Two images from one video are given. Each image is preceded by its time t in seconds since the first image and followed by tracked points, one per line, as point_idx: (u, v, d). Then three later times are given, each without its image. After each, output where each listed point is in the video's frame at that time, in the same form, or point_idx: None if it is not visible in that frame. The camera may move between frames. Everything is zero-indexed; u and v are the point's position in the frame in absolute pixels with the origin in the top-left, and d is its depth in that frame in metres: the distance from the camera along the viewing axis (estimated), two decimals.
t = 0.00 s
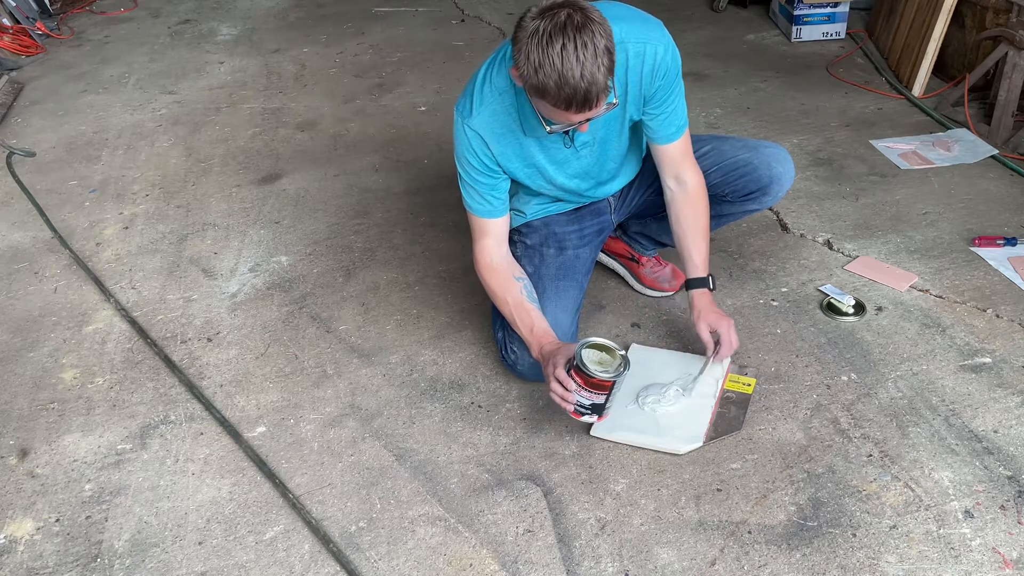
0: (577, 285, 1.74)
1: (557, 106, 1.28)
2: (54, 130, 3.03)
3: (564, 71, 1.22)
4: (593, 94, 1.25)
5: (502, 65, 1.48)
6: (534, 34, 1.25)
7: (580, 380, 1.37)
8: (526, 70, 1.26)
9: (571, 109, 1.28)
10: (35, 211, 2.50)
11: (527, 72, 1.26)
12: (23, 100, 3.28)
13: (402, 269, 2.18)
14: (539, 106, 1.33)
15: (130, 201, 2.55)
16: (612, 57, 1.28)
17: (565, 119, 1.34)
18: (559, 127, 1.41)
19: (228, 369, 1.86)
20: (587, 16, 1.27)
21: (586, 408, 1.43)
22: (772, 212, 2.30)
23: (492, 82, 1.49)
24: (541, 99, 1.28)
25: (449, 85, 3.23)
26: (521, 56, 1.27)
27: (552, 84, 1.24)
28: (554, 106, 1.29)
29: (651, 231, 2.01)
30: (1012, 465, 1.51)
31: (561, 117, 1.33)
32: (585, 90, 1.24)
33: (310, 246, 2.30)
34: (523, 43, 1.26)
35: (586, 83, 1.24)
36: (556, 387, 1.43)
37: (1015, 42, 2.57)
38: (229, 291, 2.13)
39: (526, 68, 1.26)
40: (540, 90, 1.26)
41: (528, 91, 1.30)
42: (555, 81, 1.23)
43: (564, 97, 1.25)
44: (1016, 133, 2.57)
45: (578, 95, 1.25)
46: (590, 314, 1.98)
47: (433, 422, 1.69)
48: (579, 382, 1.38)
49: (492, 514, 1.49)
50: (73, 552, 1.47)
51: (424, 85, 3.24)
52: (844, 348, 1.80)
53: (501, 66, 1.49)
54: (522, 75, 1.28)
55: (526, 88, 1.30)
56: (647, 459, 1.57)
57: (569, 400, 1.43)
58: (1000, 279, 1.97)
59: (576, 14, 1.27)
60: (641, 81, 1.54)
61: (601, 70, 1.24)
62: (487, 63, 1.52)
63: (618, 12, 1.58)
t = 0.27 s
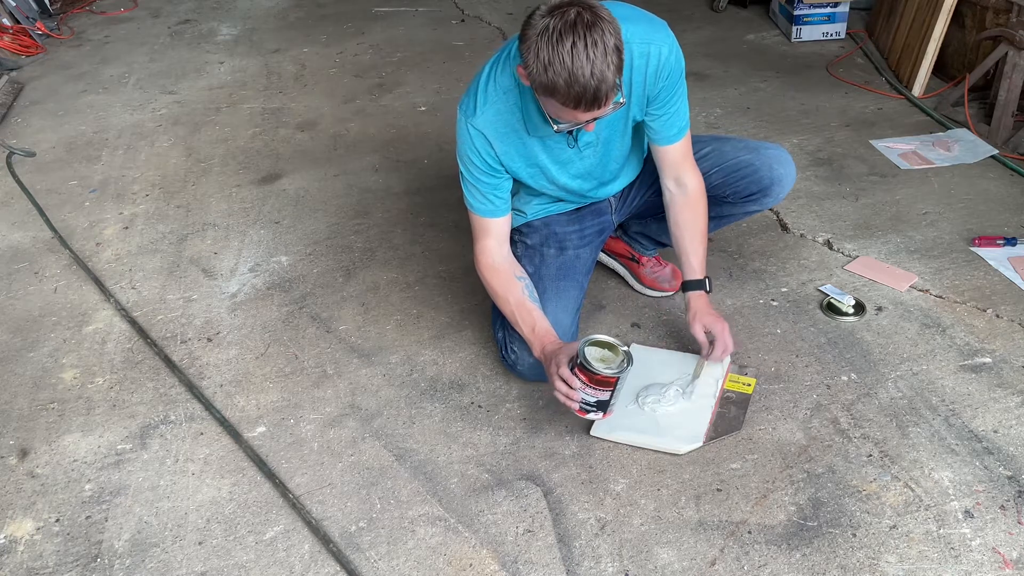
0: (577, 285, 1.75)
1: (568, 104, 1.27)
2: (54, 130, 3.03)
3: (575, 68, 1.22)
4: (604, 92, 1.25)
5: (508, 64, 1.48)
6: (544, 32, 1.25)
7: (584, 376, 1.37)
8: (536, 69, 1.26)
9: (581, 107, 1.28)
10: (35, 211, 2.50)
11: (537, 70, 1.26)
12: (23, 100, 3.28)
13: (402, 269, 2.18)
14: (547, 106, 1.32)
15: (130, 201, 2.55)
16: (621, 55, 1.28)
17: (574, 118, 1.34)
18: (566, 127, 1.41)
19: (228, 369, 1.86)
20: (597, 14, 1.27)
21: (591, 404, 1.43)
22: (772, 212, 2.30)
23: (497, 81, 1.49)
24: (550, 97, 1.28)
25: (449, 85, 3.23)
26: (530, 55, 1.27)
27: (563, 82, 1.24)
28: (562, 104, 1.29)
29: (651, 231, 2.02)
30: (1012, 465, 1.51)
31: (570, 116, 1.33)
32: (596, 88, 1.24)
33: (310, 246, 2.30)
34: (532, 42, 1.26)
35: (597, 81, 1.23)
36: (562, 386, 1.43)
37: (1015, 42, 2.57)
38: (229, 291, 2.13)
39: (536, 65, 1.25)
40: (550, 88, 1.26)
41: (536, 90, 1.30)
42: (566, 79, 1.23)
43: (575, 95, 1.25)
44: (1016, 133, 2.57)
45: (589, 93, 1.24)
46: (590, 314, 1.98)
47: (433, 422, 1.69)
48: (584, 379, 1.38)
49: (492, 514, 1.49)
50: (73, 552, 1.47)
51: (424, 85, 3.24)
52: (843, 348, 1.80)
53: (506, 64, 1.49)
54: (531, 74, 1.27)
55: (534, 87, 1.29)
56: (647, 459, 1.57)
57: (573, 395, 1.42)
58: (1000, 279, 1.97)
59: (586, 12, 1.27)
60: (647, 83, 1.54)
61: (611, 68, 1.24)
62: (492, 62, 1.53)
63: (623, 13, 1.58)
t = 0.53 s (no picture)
0: (577, 285, 1.75)
1: (576, 101, 1.27)
2: (53, 130, 3.03)
3: (584, 64, 1.22)
4: (613, 89, 1.25)
5: (510, 65, 1.48)
6: (553, 29, 1.25)
7: (588, 363, 1.39)
8: (545, 66, 1.25)
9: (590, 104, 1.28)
10: (35, 211, 2.50)
11: (546, 66, 1.25)
12: (24, 100, 3.28)
13: (402, 269, 2.18)
14: (554, 104, 1.32)
15: (130, 201, 2.55)
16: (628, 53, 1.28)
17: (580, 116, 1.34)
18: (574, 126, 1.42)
19: (228, 369, 1.86)
20: (604, 11, 1.27)
21: (597, 392, 1.44)
22: (772, 212, 2.30)
23: (499, 81, 1.49)
24: (559, 94, 1.28)
25: (449, 85, 3.23)
26: (538, 51, 1.26)
27: (573, 79, 1.24)
28: (570, 101, 1.28)
29: (652, 231, 2.01)
30: (1012, 465, 1.51)
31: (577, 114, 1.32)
32: (605, 85, 1.24)
33: (310, 246, 2.30)
34: (541, 39, 1.26)
35: (607, 78, 1.24)
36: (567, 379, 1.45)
37: (1015, 42, 2.57)
38: (229, 291, 2.13)
39: (545, 61, 1.25)
40: (558, 85, 1.25)
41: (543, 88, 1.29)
42: (576, 75, 1.23)
43: (584, 92, 1.25)
44: (1016, 133, 2.57)
45: (599, 90, 1.25)
46: (590, 314, 1.98)
47: (433, 422, 1.69)
48: (588, 365, 1.39)
49: (492, 514, 1.49)
50: (73, 552, 1.47)
51: (424, 85, 3.24)
52: (843, 348, 1.80)
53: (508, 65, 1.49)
54: (539, 72, 1.27)
55: (541, 84, 1.29)
56: (647, 459, 1.57)
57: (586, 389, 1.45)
58: (1000, 279, 1.97)
59: (594, 9, 1.27)
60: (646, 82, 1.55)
61: (619, 65, 1.25)
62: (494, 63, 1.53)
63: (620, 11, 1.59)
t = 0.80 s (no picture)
0: (577, 286, 1.75)
1: (621, 83, 1.29)
2: (53, 130, 3.03)
3: (631, 44, 1.25)
4: (658, 62, 1.28)
5: (519, 65, 1.49)
6: (584, 20, 1.26)
7: (600, 351, 1.41)
8: (585, 56, 1.26)
9: (634, 82, 1.30)
10: (35, 211, 2.50)
11: (586, 56, 1.26)
12: (24, 100, 3.28)
13: (402, 269, 2.18)
14: (594, 94, 1.33)
15: (130, 201, 2.55)
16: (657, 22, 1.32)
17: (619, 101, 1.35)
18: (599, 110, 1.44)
19: (228, 369, 1.86)
20: None
21: (609, 377, 1.46)
22: (772, 212, 2.30)
23: (508, 81, 1.49)
24: (608, 82, 1.29)
25: (449, 84, 3.23)
26: (572, 44, 1.27)
27: (619, 61, 1.25)
28: (621, 84, 1.30)
29: (653, 232, 2.02)
30: (1012, 465, 1.51)
31: (617, 99, 1.34)
32: (651, 60, 1.27)
33: (310, 246, 2.30)
34: (574, 32, 1.27)
35: (651, 52, 1.27)
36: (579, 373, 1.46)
37: (1015, 42, 2.57)
38: (229, 291, 2.13)
39: (589, 55, 1.26)
40: (609, 71, 1.26)
41: (581, 80, 1.30)
42: (621, 58, 1.25)
43: (631, 72, 1.27)
44: (1016, 133, 2.57)
45: (645, 66, 1.27)
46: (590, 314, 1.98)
47: (433, 422, 1.69)
48: (599, 354, 1.42)
49: (492, 514, 1.49)
50: (73, 552, 1.47)
51: (424, 85, 3.24)
52: (843, 348, 1.80)
53: (517, 64, 1.49)
54: (577, 63, 1.28)
55: (580, 76, 1.30)
56: (647, 459, 1.57)
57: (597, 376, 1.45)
58: (1000, 279, 1.97)
59: None
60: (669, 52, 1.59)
61: (658, 34, 1.28)
62: (501, 63, 1.53)
63: None
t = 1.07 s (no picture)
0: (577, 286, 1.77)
1: (670, 70, 1.32)
2: (53, 130, 3.03)
3: (681, 30, 1.28)
4: (705, 49, 1.32)
5: (553, 52, 1.48)
6: (633, 7, 1.28)
7: (644, 324, 1.44)
8: (636, 43, 1.28)
9: (681, 70, 1.34)
10: (35, 211, 2.50)
11: (637, 44, 1.28)
12: (24, 100, 3.28)
13: (402, 269, 2.18)
14: (641, 82, 1.35)
15: (130, 201, 2.56)
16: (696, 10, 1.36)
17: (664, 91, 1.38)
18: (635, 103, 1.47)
19: (228, 369, 1.87)
20: None
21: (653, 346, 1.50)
22: (772, 212, 2.30)
23: (539, 68, 1.49)
24: (656, 69, 1.32)
25: (449, 84, 3.23)
26: (622, 32, 1.29)
27: (671, 48, 1.28)
28: (669, 71, 1.33)
29: (647, 235, 2.05)
30: (1012, 465, 1.51)
31: (662, 88, 1.37)
32: (699, 46, 1.31)
33: (310, 246, 2.30)
34: (623, 19, 1.28)
35: (700, 39, 1.30)
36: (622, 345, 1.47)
37: (1015, 42, 2.57)
38: (229, 291, 2.13)
39: (639, 43, 1.28)
40: (660, 58, 1.29)
41: (628, 67, 1.32)
42: (673, 43, 1.28)
43: (681, 57, 1.30)
44: (1015, 133, 2.57)
45: (693, 52, 1.31)
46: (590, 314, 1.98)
47: (433, 422, 1.69)
48: (644, 326, 1.45)
49: (492, 514, 1.49)
50: (73, 552, 1.47)
51: (424, 85, 3.24)
52: (843, 348, 1.80)
53: (549, 52, 1.49)
54: (627, 51, 1.30)
55: (628, 63, 1.32)
56: (647, 459, 1.57)
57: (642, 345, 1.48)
58: (1000, 279, 1.97)
59: None
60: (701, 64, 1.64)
61: (702, 21, 1.32)
62: (530, 52, 1.52)
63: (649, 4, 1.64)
